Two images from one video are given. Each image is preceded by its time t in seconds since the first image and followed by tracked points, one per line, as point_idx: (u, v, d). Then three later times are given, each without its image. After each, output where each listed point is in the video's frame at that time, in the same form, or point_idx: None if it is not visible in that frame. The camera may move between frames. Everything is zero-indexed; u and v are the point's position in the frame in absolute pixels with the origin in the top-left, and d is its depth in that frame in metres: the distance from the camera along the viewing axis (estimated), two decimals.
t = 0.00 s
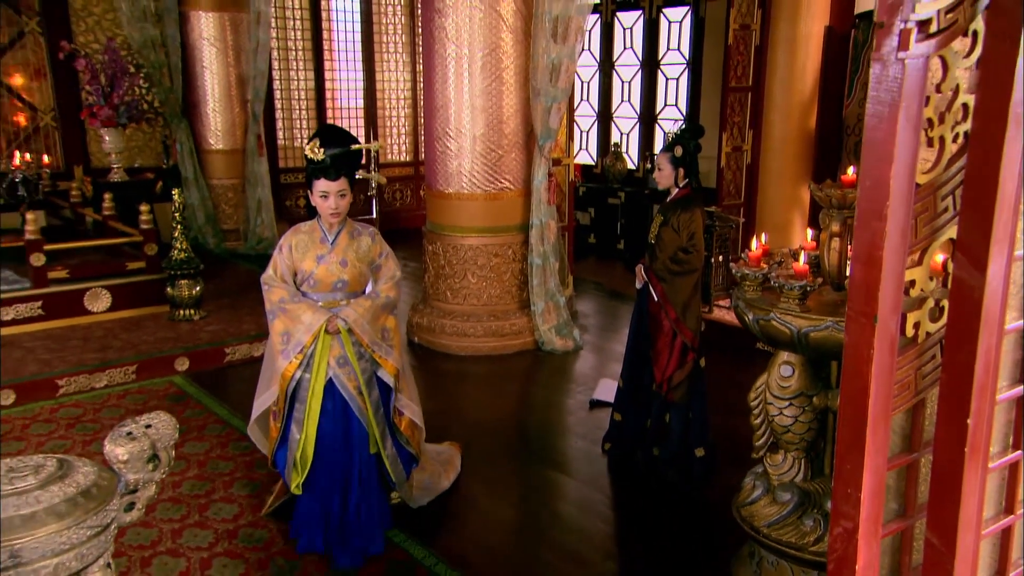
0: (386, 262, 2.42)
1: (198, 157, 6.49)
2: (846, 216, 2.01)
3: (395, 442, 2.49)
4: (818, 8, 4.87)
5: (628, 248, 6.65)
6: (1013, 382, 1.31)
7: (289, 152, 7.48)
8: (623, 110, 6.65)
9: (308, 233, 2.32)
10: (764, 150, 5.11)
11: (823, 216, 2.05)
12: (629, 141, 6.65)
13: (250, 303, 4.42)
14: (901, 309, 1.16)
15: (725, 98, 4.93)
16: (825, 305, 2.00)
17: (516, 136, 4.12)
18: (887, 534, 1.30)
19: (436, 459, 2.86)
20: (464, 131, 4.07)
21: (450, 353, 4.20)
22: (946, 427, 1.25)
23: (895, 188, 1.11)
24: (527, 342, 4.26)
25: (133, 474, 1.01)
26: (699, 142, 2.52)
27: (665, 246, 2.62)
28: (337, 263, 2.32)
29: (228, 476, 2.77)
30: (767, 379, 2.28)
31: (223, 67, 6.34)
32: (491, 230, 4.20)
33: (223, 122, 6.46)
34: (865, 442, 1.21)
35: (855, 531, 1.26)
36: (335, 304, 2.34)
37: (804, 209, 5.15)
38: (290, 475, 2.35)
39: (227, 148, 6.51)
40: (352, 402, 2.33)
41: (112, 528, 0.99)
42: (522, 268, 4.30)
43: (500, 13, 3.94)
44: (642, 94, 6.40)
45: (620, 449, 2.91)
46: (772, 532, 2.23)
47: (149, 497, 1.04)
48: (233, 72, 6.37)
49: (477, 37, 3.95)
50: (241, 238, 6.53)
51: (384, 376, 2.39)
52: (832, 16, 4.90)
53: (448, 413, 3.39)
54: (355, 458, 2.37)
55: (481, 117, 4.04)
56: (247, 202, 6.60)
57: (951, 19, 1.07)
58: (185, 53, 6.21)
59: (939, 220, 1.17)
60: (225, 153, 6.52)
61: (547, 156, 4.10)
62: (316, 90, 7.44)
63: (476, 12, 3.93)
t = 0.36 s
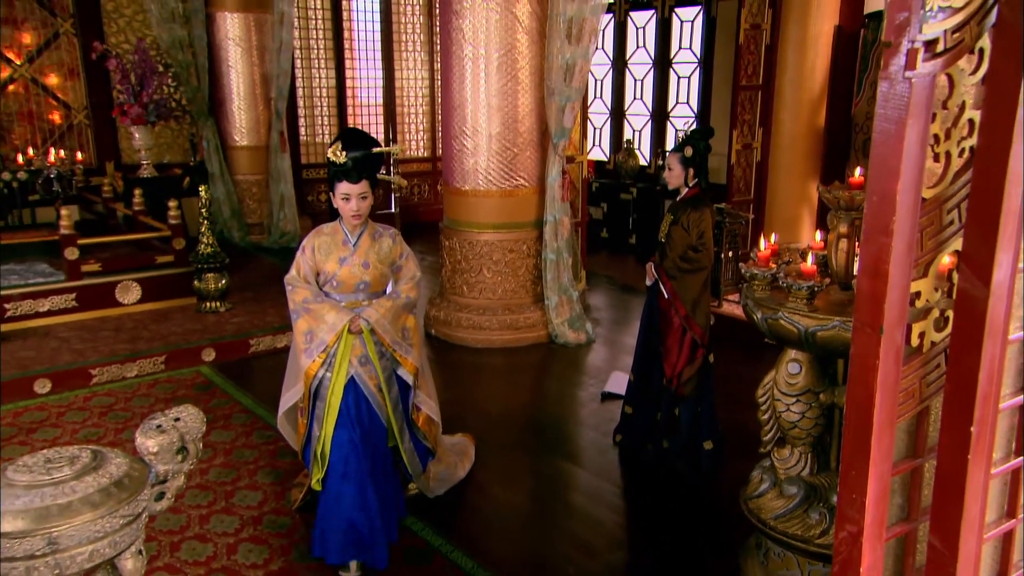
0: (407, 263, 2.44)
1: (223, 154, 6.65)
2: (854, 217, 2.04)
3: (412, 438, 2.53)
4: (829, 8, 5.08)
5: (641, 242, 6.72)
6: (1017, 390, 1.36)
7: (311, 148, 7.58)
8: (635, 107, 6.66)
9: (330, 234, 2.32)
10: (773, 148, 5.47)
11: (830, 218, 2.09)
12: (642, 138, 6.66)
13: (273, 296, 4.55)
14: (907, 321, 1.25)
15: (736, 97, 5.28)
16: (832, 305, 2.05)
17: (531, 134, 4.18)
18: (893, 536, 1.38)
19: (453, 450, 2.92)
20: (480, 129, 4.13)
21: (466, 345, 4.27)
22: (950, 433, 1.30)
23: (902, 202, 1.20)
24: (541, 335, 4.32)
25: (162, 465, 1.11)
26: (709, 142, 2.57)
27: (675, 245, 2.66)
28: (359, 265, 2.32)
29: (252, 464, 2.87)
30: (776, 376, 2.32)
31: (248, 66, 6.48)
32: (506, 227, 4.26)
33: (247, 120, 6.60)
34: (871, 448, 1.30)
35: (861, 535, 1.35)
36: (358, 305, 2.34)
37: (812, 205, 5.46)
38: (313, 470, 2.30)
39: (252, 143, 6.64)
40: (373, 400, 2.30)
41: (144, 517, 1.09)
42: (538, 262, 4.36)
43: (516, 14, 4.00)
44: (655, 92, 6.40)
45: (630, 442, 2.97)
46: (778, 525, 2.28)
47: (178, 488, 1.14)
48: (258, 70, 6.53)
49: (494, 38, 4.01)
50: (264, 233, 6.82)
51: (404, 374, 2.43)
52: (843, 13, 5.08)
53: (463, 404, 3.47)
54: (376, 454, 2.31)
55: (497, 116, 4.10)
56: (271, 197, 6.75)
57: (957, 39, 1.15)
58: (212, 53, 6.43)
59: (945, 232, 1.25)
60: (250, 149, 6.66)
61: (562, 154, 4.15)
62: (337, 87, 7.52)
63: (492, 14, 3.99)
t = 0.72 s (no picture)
0: (423, 266, 2.50)
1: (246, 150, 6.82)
2: (858, 217, 2.11)
3: (429, 435, 2.60)
4: (836, 8, 5.18)
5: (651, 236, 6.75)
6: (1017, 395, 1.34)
7: (332, 144, 7.69)
8: (645, 105, 6.64)
9: (348, 237, 2.40)
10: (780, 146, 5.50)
11: (835, 218, 2.16)
12: (651, 135, 6.66)
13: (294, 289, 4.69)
14: (907, 329, 1.24)
15: (744, 95, 5.28)
16: (836, 302, 2.11)
17: (544, 132, 4.24)
18: (893, 535, 1.37)
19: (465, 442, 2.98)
20: (494, 128, 4.18)
21: (480, 338, 4.34)
22: (950, 439, 1.27)
23: (903, 214, 1.19)
24: (553, 327, 4.39)
25: (190, 455, 1.19)
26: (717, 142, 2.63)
27: (683, 242, 2.72)
28: (377, 268, 2.40)
29: (274, 452, 2.97)
30: (781, 371, 2.38)
31: (270, 65, 6.62)
32: (519, 222, 4.33)
33: (269, 117, 6.75)
34: (873, 451, 1.29)
35: (861, 535, 1.34)
36: (375, 307, 2.42)
37: (817, 200, 5.58)
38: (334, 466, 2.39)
39: (274, 140, 6.81)
40: (390, 400, 2.38)
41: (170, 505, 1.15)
42: (550, 256, 4.44)
43: (529, 16, 4.04)
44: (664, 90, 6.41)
45: (639, 433, 3.05)
46: (782, 515, 2.34)
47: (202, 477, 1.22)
48: (280, 69, 6.67)
49: (507, 39, 4.06)
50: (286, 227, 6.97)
51: (420, 376, 2.48)
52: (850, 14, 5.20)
53: (477, 394, 3.56)
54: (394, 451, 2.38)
55: (511, 115, 4.15)
56: (292, 192, 6.91)
57: (959, 54, 1.14)
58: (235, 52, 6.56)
59: (945, 242, 1.24)
60: (272, 145, 6.82)
61: (574, 151, 4.20)
62: (356, 86, 7.61)
63: (506, 15, 4.03)
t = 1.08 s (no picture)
0: (437, 271, 2.55)
1: (270, 149, 6.98)
2: (862, 221, 2.18)
3: (445, 440, 2.64)
4: (842, 12, 5.11)
5: (660, 233, 6.76)
6: (1016, 402, 1.40)
7: (352, 141, 7.77)
8: (656, 105, 6.66)
9: (364, 243, 2.44)
10: (788, 144, 5.55)
11: (840, 220, 2.24)
12: (662, 134, 6.65)
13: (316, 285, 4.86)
14: (909, 338, 1.28)
15: (751, 96, 5.38)
16: (841, 303, 2.17)
17: (557, 132, 4.30)
18: (893, 537, 1.41)
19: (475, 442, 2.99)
20: (509, 128, 4.25)
21: (494, 332, 4.43)
22: (950, 445, 1.34)
23: (906, 228, 1.23)
24: (565, 323, 4.46)
25: (216, 447, 1.28)
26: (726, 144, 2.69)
27: (692, 241, 2.80)
28: (393, 272, 2.44)
29: (296, 441, 3.07)
30: (786, 368, 2.43)
31: (292, 67, 6.78)
32: (532, 220, 4.39)
33: (292, 116, 6.89)
34: (875, 457, 1.33)
35: (863, 537, 1.37)
36: (393, 312, 2.47)
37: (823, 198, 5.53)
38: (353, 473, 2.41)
39: (296, 139, 6.93)
40: (407, 404, 2.41)
41: (198, 494, 1.24)
42: (562, 254, 4.50)
43: (543, 19, 4.10)
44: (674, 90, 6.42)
45: (649, 427, 3.12)
46: (786, 509, 2.40)
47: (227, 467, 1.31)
48: (302, 71, 6.82)
49: (522, 43, 4.12)
50: (307, 223, 7.13)
51: (437, 380, 2.52)
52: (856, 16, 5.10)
53: (491, 387, 3.65)
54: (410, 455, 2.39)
55: (524, 116, 4.22)
56: (313, 189, 7.01)
57: (961, 73, 1.18)
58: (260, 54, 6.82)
59: (947, 253, 1.29)
60: (294, 144, 6.94)
61: (586, 151, 4.26)
62: (375, 88, 7.70)
63: (520, 19, 4.10)
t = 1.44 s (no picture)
0: (451, 273, 2.58)
1: (291, 147, 7.10)
2: (869, 223, 2.21)
3: (459, 444, 2.64)
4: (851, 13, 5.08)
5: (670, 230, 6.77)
6: (1017, 409, 1.30)
7: (370, 139, 7.86)
8: (667, 104, 6.66)
9: (378, 246, 2.47)
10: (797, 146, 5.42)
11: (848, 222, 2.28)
12: (673, 133, 6.67)
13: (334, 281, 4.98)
14: (915, 345, 1.24)
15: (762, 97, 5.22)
16: (847, 305, 2.20)
17: (570, 131, 4.34)
18: (897, 540, 1.37)
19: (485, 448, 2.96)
20: (523, 128, 4.30)
21: (507, 327, 4.48)
22: (953, 452, 1.24)
23: (913, 240, 1.19)
24: (576, 318, 4.51)
25: (238, 440, 1.35)
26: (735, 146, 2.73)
27: (701, 240, 2.85)
28: (408, 274, 2.47)
29: (315, 433, 3.15)
30: (794, 367, 2.47)
31: (313, 67, 6.91)
32: (545, 218, 4.44)
33: (311, 116, 7.01)
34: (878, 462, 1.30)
35: (867, 540, 1.34)
36: (408, 314, 2.50)
37: (832, 196, 5.50)
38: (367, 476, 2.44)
39: (316, 137, 7.04)
40: (422, 408, 2.44)
41: (222, 486, 1.32)
42: (575, 251, 4.54)
43: (557, 22, 4.13)
44: (686, 90, 6.40)
45: (657, 422, 3.17)
46: (792, 504, 2.43)
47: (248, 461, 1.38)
48: (322, 71, 6.93)
49: (535, 44, 4.16)
50: (327, 219, 7.26)
51: (451, 383, 2.54)
52: (865, 18, 5.10)
53: (505, 381, 3.72)
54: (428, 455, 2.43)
55: (538, 116, 4.26)
56: (332, 186, 7.13)
57: (969, 88, 1.13)
58: (282, 55, 6.95)
59: (953, 263, 1.22)
60: (314, 142, 7.05)
61: (598, 151, 4.32)
62: (393, 87, 7.77)
63: (534, 21, 4.13)
